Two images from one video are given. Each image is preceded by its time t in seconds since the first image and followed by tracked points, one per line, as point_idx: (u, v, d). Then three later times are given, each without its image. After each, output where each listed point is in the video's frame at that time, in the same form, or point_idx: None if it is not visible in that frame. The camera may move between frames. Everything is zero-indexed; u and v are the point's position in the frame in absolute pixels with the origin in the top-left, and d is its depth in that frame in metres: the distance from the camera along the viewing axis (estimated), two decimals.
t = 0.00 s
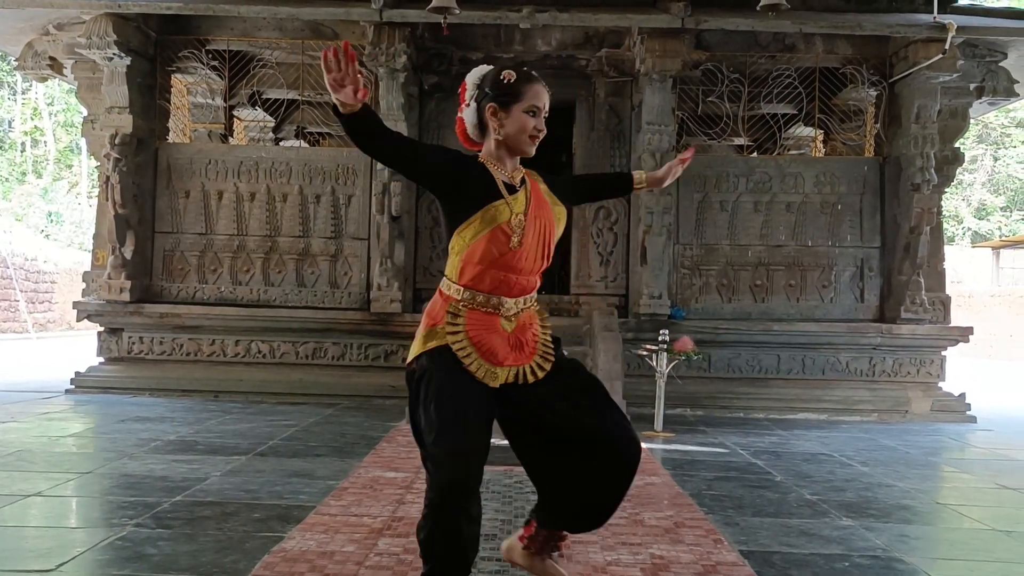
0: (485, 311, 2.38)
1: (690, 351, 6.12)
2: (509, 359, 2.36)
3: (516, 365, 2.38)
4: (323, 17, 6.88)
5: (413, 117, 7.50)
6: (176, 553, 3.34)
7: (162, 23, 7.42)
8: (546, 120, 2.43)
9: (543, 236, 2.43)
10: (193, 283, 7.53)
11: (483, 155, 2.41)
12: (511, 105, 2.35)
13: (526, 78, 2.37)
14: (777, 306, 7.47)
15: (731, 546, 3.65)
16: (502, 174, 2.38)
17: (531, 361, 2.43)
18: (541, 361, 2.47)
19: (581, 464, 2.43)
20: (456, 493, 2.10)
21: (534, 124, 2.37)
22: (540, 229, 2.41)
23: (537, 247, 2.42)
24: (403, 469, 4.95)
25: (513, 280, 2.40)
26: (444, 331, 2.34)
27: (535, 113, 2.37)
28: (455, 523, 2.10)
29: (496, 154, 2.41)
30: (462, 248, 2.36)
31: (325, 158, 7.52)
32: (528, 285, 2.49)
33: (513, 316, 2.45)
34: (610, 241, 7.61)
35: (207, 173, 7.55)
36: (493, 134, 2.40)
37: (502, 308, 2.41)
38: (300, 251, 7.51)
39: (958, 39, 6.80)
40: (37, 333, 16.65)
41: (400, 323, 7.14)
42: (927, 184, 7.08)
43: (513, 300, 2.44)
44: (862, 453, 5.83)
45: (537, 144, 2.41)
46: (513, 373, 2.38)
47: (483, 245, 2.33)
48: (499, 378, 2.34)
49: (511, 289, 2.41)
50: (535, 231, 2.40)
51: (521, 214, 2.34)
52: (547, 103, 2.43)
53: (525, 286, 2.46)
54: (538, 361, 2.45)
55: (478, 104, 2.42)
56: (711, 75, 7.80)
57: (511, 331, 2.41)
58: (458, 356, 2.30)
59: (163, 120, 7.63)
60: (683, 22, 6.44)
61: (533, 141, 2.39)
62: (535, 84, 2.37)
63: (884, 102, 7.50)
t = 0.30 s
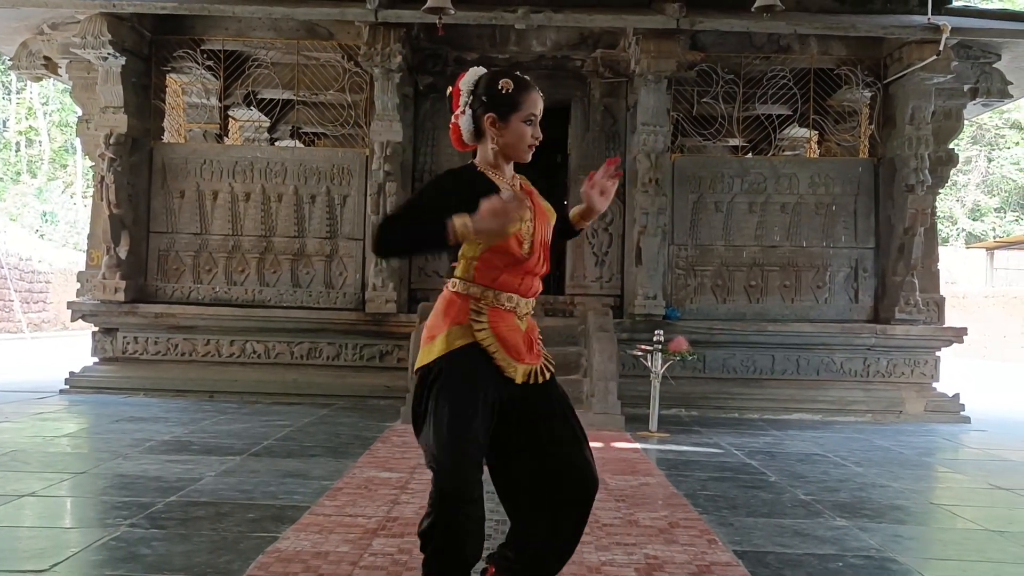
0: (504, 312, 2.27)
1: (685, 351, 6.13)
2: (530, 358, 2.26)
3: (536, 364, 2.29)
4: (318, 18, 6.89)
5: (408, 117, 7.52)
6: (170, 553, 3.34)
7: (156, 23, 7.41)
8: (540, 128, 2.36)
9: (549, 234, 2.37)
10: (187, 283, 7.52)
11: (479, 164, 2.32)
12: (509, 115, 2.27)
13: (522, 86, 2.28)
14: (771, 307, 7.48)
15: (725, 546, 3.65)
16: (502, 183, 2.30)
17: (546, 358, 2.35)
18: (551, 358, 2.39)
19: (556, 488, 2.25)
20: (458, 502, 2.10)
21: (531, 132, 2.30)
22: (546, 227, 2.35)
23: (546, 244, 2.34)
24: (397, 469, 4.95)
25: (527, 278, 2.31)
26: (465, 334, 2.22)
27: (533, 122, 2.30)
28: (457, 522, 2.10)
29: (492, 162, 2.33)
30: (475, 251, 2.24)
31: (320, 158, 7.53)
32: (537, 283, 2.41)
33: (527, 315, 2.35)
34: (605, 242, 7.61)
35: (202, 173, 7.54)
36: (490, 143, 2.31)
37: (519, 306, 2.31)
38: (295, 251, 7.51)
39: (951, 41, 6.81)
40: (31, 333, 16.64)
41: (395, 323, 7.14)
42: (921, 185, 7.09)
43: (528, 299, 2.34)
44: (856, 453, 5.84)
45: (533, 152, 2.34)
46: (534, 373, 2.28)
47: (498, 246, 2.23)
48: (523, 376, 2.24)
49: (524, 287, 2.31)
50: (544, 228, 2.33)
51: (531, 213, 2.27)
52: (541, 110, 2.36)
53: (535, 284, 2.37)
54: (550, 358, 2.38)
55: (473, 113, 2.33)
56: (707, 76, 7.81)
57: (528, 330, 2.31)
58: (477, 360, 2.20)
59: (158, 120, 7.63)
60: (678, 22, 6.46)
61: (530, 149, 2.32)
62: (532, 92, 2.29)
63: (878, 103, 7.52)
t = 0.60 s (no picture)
0: (516, 297, 2.33)
1: (682, 351, 6.13)
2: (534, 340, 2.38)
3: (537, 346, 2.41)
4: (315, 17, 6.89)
5: (406, 117, 7.53)
6: (166, 553, 3.34)
7: (152, 23, 7.41)
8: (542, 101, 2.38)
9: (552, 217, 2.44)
10: (184, 283, 7.52)
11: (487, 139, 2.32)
12: (510, 88, 2.28)
13: (521, 60, 2.30)
14: (768, 307, 7.48)
15: (722, 546, 3.65)
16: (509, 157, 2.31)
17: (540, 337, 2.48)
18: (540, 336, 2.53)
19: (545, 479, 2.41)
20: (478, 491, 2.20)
21: (533, 104, 2.31)
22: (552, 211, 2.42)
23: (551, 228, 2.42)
24: (394, 468, 4.95)
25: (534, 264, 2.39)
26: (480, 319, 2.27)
27: (533, 94, 2.31)
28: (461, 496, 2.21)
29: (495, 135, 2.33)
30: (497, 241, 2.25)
31: (317, 158, 7.52)
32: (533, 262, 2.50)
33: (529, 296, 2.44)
34: (602, 241, 7.62)
35: (199, 172, 7.54)
36: (493, 119, 2.32)
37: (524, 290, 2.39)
38: (292, 250, 7.50)
39: (948, 41, 6.81)
40: (27, 332, 16.62)
41: (391, 323, 7.14)
42: (918, 185, 7.14)
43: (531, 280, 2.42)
44: (853, 453, 5.85)
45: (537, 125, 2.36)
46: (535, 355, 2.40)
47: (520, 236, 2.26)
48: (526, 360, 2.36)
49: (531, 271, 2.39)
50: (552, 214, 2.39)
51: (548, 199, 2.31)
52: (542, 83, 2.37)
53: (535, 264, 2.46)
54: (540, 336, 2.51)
55: (475, 92, 2.34)
56: (704, 76, 7.81)
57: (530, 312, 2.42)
58: (497, 348, 2.27)
59: (155, 119, 7.62)
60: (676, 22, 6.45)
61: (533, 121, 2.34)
62: (531, 65, 2.30)
63: (875, 103, 7.52)
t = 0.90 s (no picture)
0: (516, 302, 2.40)
1: (681, 351, 6.13)
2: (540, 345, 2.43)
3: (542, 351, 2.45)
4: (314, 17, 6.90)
5: (405, 117, 7.53)
6: (165, 552, 3.34)
7: (152, 22, 7.41)
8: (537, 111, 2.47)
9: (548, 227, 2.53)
10: (182, 282, 7.51)
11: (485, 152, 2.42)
12: (503, 100, 2.39)
13: (512, 72, 2.40)
14: (767, 307, 7.48)
15: (721, 546, 3.65)
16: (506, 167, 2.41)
17: (548, 345, 2.51)
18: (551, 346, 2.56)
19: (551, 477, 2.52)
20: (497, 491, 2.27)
21: (527, 114, 2.41)
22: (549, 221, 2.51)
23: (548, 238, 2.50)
24: (393, 468, 4.94)
25: (533, 271, 2.47)
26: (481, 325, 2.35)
27: (526, 104, 2.41)
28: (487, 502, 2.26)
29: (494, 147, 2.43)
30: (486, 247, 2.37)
31: (317, 158, 7.52)
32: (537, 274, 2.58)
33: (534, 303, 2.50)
34: (601, 241, 7.62)
35: (198, 171, 7.53)
36: (490, 133, 2.43)
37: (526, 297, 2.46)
38: (291, 250, 7.50)
39: (948, 41, 6.81)
40: (25, 332, 16.60)
41: (390, 322, 7.14)
42: (917, 185, 7.14)
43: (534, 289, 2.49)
44: (851, 453, 5.84)
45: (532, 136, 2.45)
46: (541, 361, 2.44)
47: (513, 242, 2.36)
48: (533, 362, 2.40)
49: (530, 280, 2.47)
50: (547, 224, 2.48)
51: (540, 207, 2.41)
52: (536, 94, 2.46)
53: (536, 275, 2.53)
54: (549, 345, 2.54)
55: (470, 109, 2.46)
56: (703, 76, 7.82)
57: (535, 319, 2.47)
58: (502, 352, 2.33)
59: (154, 118, 7.62)
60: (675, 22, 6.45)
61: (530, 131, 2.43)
62: (522, 76, 2.40)
63: (874, 103, 7.53)
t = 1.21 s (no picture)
0: (483, 299, 2.28)
1: (681, 351, 6.14)
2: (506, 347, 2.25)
3: (513, 353, 2.25)
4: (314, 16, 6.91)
5: (405, 116, 7.54)
6: (164, 551, 3.34)
7: (152, 21, 7.41)
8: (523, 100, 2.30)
9: (535, 220, 2.32)
10: (182, 282, 7.51)
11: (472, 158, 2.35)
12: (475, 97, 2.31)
13: (484, 67, 2.31)
14: (767, 307, 7.49)
15: (721, 546, 3.65)
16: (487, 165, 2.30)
17: (530, 347, 2.30)
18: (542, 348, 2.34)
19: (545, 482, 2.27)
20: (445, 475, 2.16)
21: (498, 106, 2.27)
22: (532, 213, 2.30)
23: (529, 230, 2.30)
24: (393, 468, 4.94)
25: (509, 267, 2.29)
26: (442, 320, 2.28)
27: (498, 95, 2.28)
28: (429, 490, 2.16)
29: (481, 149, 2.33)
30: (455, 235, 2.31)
31: (317, 157, 7.53)
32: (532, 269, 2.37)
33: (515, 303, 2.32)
34: (601, 242, 7.62)
35: (198, 171, 7.53)
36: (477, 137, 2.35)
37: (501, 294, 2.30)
38: (291, 250, 7.50)
39: (947, 41, 6.82)
40: (25, 331, 16.60)
41: (390, 322, 7.14)
42: (916, 185, 7.14)
43: (514, 286, 2.31)
44: (851, 453, 5.84)
45: (514, 128, 2.30)
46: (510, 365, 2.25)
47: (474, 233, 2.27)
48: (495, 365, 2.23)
49: (510, 278, 2.31)
50: (525, 214, 2.28)
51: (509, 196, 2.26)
52: (518, 83, 2.30)
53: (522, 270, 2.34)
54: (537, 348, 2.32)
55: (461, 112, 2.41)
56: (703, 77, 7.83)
57: (511, 319, 2.29)
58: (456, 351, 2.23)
59: (154, 117, 7.62)
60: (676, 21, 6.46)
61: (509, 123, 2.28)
62: (491, 69, 2.29)
63: (874, 103, 7.54)
